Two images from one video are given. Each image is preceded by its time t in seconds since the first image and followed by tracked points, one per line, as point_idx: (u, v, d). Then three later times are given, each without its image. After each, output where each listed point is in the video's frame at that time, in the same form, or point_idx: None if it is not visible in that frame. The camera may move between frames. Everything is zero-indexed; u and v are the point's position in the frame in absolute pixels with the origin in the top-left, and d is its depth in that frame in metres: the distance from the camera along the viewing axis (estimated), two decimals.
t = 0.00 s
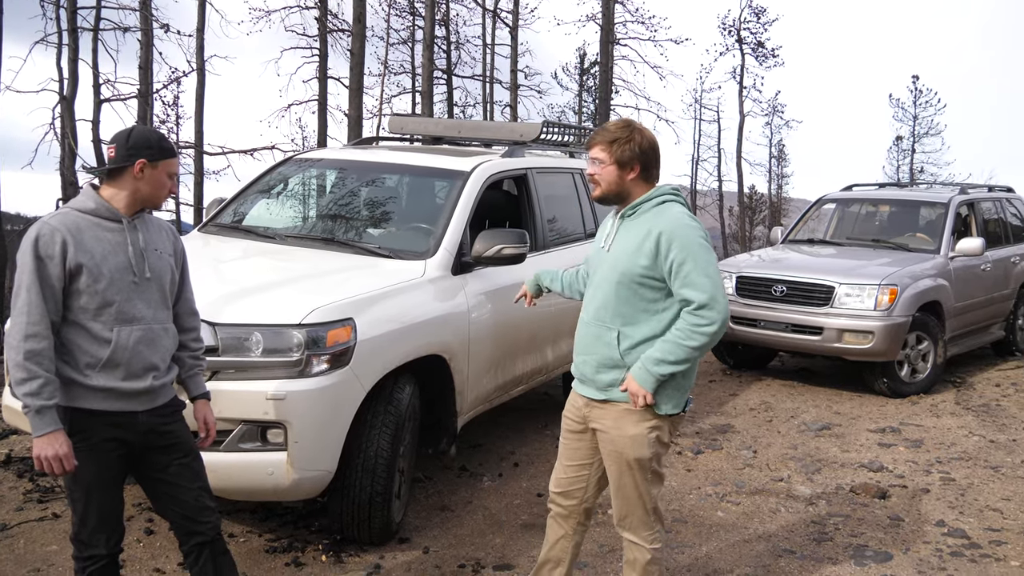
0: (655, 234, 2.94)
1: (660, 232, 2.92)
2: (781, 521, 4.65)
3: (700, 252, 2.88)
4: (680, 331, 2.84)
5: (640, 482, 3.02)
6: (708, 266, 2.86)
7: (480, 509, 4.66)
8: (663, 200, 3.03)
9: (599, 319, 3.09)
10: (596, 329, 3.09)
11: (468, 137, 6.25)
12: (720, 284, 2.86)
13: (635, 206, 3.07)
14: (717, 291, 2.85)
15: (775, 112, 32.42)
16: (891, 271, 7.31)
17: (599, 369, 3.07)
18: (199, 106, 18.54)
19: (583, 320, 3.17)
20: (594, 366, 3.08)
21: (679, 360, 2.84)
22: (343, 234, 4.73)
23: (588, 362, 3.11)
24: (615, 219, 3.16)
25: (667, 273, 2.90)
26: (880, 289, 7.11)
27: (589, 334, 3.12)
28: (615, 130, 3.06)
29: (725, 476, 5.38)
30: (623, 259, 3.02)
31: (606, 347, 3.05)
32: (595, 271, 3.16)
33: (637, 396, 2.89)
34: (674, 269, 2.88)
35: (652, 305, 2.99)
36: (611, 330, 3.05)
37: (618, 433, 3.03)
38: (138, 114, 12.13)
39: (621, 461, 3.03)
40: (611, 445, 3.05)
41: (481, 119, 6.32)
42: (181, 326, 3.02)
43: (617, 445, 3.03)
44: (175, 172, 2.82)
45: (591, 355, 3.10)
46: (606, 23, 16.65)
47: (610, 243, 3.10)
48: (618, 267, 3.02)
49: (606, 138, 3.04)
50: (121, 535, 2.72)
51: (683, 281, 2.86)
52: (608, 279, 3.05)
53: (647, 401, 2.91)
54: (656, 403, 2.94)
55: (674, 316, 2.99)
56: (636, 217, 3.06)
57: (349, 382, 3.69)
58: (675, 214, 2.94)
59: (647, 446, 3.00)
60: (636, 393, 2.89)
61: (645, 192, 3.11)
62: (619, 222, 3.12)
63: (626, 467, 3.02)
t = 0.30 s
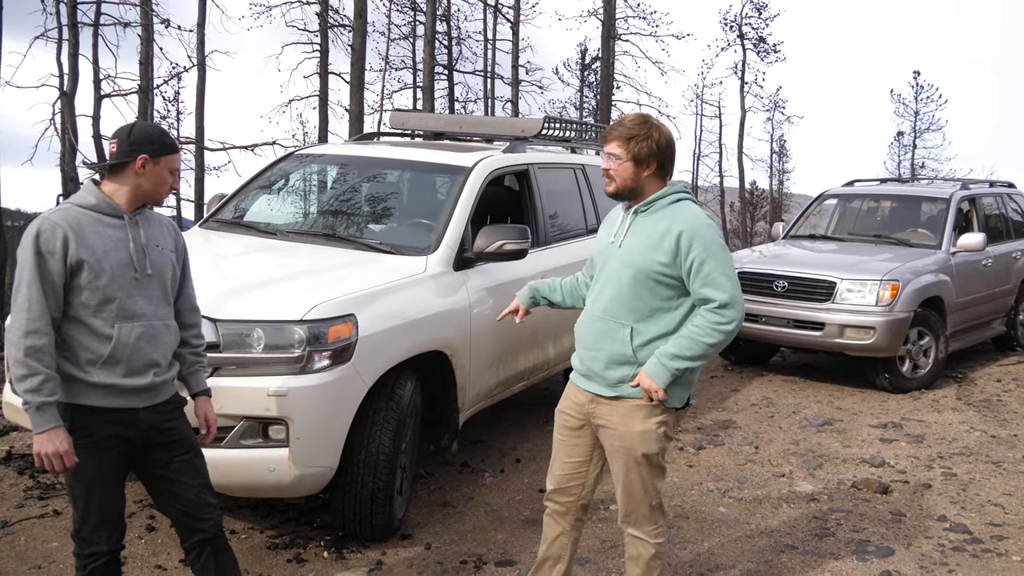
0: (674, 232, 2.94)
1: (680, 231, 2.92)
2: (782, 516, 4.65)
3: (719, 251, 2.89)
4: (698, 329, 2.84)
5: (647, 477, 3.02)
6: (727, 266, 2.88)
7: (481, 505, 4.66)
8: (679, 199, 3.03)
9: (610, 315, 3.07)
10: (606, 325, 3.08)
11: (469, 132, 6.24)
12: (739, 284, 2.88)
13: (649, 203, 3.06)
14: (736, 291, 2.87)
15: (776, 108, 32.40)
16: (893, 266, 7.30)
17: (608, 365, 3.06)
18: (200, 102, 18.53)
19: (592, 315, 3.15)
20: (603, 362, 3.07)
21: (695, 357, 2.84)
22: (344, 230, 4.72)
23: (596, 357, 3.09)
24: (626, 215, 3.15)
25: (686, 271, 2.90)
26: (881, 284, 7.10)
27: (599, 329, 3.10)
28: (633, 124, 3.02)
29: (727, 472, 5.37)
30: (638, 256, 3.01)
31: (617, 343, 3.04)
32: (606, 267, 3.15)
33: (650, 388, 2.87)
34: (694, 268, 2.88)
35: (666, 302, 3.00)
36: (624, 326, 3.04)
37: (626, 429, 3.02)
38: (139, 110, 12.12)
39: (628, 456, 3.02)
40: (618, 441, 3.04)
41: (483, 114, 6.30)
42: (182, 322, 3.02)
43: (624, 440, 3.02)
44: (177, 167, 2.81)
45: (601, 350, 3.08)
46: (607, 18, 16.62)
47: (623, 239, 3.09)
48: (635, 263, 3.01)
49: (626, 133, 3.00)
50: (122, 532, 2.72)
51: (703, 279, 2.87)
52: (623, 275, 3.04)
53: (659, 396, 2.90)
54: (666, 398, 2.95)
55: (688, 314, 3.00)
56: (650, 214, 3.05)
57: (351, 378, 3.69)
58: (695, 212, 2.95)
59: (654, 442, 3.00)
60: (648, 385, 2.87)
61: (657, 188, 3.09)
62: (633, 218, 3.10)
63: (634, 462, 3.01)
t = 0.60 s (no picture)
0: (693, 232, 2.96)
1: (700, 230, 2.94)
2: (785, 513, 4.65)
3: (739, 254, 2.94)
4: (718, 328, 2.89)
5: (652, 475, 3.02)
6: (745, 268, 2.93)
7: (484, 502, 4.66)
8: (694, 199, 3.05)
9: (623, 311, 3.06)
10: (619, 320, 3.06)
11: (471, 129, 6.23)
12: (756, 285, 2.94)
13: (666, 200, 3.04)
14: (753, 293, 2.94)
15: (777, 104, 32.35)
16: (895, 262, 7.29)
17: (620, 361, 3.04)
18: (201, 99, 18.51)
19: (602, 310, 3.12)
20: (615, 358, 3.05)
21: (714, 355, 2.89)
22: (346, 227, 4.71)
23: (608, 352, 3.07)
24: (635, 212, 3.14)
25: (707, 272, 2.93)
26: (883, 280, 7.09)
27: (611, 325, 3.08)
28: (632, 129, 3.00)
29: (730, 468, 5.37)
30: (655, 253, 3.01)
31: (631, 339, 3.03)
32: (617, 262, 3.13)
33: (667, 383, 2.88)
34: (715, 268, 2.91)
35: (681, 301, 3.02)
36: (637, 322, 3.03)
37: (633, 426, 3.01)
38: (140, 107, 12.11)
39: (634, 454, 3.02)
40: (625, 438, 3.03)
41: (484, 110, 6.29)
42: (184, 320, 3.02)
43: (631, 438, 3.02)
44: (178, 163, 2.80)
45: (612, 346, 3.06)
46: (608, 15, 16.59)
47: (637, 236, 3.08)
48: (653, 261, 3.01)
49: (623, 140, 3.00)
50: (125, 529, 2.71)
51: (725, 280, 2.91)
52: (639, 273, 3.03)
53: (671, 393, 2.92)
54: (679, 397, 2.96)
55: (701, 314, 3.04)
56: (663, 212, 3.05)
57: (353, 375, 3.69)
58: (715, 214, 2.98)
59: (661, 440, 3.00)
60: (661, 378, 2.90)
61: (666, 187, 3.06)
62: (645, 215, 3.09)
63: (638, 460, 3.02)
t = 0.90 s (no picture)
0: (696, 230, 2.96)
1: (704, 228, 2.94)
2: (791, 511, 4.64)
3: (743, 250, 2.93)
4: (721, 323, 2.88)
5: (666, 471, 3.03)
6: (748, 265, 2.93)
7: (489, 500, 4.66)
8: (697, 196, 3.04)
9: (631, 310, 3.06)
10: (627, 319, 3.06)
11: (475, 128, 6.23)
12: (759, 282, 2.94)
13: (670, 198, 3.04)
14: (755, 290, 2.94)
15: (782, 101, 32.27)
16: (901, 259, 7.27)
17: (630, 361, 3.04)
18: (206, 98, 18.55)
19: (610, 310, 3.12)
20: (624, 358, 3.05)
21: (717, 350, 2.89)
22: (351, 226, 4.72)
23: (617, 352, 3.07)
24: (639, 211, 3.13)
25: (711, 270, 2.92)
26: (889, 277, 7.08)
27: (620, 325, 3.08)
28: (628, 131, 3.02)
29: (735, 467, 5.36)
30: (660, 252, 3.00)
31: (639, 338, 3.03)
32: (623, 262, 3.13)
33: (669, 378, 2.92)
34: (719, 265, 2.91)
35: (687, 299, 3.01)
36: (645, 321, 3.03)
37: (646, 422, 3.01)
38: (145, 107, 12.14)
39: (649, 450, 3.01)
40: (640, 435, 3.02)
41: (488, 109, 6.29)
42: (188, 319, 3.02)
43: (647, 435, 3.01)
44: (183, 166, 2.81)
45: (621, 346, 3.06)
46: (612, 13, 16.57)
47: (642, 235, 3.08)
48: (657, 260, 3.00)
49: (619, 143, 3.02)
50: (132, 529, 2.72)
51: (727, 277, 2.90)
52: (644, 272, 3.03)
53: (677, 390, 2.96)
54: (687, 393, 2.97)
55: (707, 311, 3.03)
56: (667, 211, 3.05)
57: (358, 374, 3.69)
58: (718, 211, 2.97)
59: (675, 435, 3.00)
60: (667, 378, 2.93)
61: (668, 186, 3.07)
62: (648, 214, 3.09)
63: (653, 456, 3.01)
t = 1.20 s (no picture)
0: (687, 225, 2.97)
1: (694, 223, 2.95)
2: (793, 511, 4.64)
3: (732, 242, 2.93)
4: (706, 309, 2.85)
5: (671, 469, 3.02)
6: (737, 256, 2.92)
7: (491, 500, 4.66)
8: (690, 193, 3.04)
9: (630, 309, 3.06)
10: (627, 319, 3.07)
11: (477, 127, 6.23)
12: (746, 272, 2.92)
13: (661, 195, 3.04)
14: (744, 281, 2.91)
15: (785, 101, 32.23)
16: (903, 259, 7.26)
17: (633, 360, 3.04)
18: (209, 99, 18.57)
19: (611, 311, 3.13)
20: (627, 357, 3.05)
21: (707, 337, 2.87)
22: (353, 226, 4.72)
23: (620, 351, 3.07)
24: (635, 212, 3.14)
25: (701, 263, 2.92)
26: (892, 277, 7.07)
27: (621, 324, 3.08)
28: (619, 130, 3.03)
29: (737, 466, 5.36)
30: (654, 250, 3.01)
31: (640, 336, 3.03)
32: (621, 263, 3.14)
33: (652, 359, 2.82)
34: (708, 257, 2.91)
35: (683, 294, 3.00)
36: (645, 319, 3.02)
37: (651, 420, 3.01)
38: (148, 107, 12.16)
39: (654, 448, 3.01)
40: (645, 432, 3.02)
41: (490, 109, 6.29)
42: (189, 319, 3.02)
43: (652, 432, 3.01)
44: (188, 173, 2.80)
45: (624, 345, 3.06)
46: (614, 13, 16.58)
47: (637, 235, 3.09)
48: (652, 258, 3.01)
49: (610, 142, 3.03)
50: (133, 529, 2.72)
51: (715, 269, 2.89)
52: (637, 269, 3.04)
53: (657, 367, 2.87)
54: (687, 391, 3.02)
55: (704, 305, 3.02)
56: (660, 210, 3.05)
57: (360, 373, 3.69)
58: (708, 206, 2.98)
59: (680, 433, 3.01)
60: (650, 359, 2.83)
61: (659, 183, 3.08)
62: (643, 214, 3.10)
63: (658, 453, 3.01)
